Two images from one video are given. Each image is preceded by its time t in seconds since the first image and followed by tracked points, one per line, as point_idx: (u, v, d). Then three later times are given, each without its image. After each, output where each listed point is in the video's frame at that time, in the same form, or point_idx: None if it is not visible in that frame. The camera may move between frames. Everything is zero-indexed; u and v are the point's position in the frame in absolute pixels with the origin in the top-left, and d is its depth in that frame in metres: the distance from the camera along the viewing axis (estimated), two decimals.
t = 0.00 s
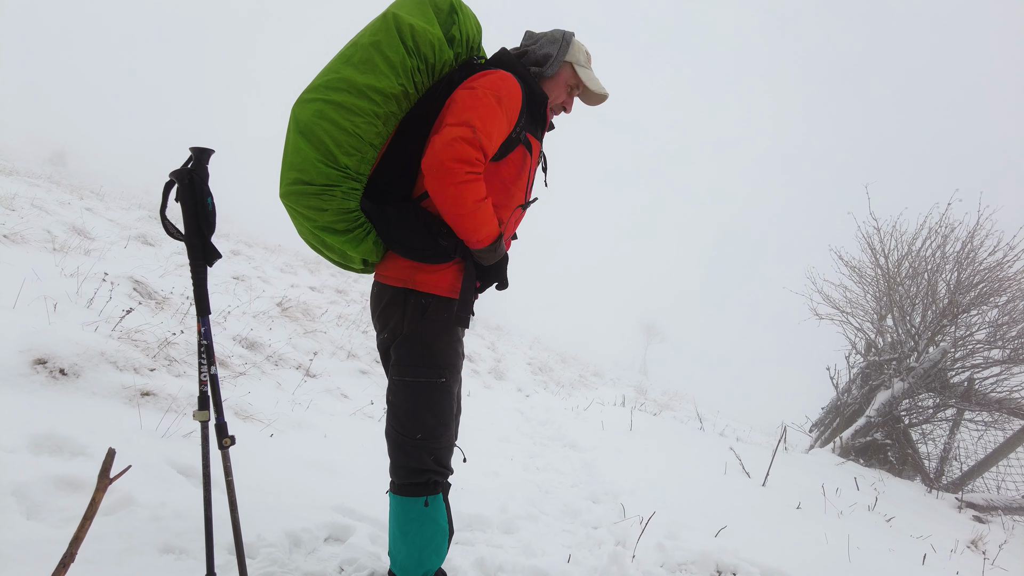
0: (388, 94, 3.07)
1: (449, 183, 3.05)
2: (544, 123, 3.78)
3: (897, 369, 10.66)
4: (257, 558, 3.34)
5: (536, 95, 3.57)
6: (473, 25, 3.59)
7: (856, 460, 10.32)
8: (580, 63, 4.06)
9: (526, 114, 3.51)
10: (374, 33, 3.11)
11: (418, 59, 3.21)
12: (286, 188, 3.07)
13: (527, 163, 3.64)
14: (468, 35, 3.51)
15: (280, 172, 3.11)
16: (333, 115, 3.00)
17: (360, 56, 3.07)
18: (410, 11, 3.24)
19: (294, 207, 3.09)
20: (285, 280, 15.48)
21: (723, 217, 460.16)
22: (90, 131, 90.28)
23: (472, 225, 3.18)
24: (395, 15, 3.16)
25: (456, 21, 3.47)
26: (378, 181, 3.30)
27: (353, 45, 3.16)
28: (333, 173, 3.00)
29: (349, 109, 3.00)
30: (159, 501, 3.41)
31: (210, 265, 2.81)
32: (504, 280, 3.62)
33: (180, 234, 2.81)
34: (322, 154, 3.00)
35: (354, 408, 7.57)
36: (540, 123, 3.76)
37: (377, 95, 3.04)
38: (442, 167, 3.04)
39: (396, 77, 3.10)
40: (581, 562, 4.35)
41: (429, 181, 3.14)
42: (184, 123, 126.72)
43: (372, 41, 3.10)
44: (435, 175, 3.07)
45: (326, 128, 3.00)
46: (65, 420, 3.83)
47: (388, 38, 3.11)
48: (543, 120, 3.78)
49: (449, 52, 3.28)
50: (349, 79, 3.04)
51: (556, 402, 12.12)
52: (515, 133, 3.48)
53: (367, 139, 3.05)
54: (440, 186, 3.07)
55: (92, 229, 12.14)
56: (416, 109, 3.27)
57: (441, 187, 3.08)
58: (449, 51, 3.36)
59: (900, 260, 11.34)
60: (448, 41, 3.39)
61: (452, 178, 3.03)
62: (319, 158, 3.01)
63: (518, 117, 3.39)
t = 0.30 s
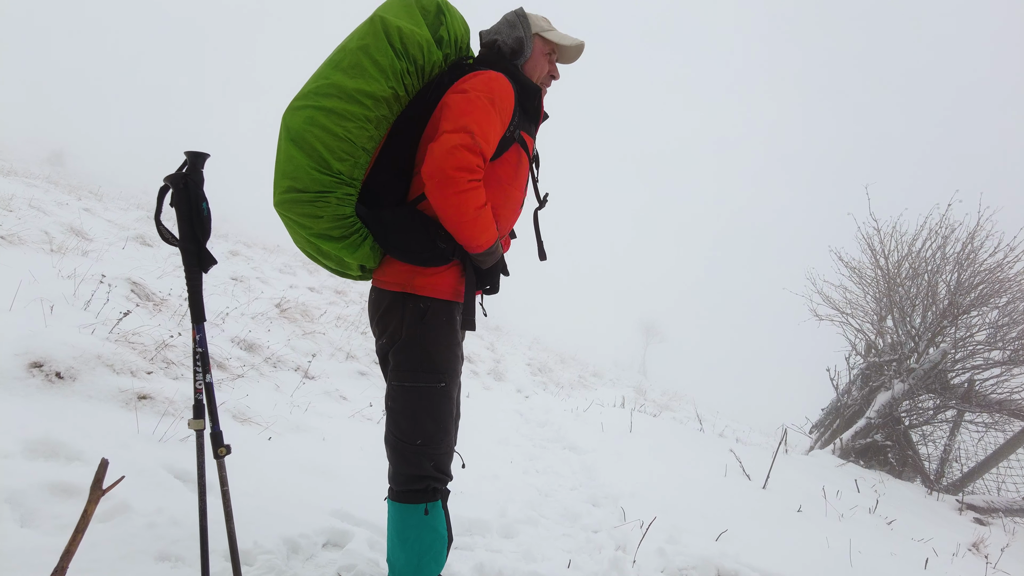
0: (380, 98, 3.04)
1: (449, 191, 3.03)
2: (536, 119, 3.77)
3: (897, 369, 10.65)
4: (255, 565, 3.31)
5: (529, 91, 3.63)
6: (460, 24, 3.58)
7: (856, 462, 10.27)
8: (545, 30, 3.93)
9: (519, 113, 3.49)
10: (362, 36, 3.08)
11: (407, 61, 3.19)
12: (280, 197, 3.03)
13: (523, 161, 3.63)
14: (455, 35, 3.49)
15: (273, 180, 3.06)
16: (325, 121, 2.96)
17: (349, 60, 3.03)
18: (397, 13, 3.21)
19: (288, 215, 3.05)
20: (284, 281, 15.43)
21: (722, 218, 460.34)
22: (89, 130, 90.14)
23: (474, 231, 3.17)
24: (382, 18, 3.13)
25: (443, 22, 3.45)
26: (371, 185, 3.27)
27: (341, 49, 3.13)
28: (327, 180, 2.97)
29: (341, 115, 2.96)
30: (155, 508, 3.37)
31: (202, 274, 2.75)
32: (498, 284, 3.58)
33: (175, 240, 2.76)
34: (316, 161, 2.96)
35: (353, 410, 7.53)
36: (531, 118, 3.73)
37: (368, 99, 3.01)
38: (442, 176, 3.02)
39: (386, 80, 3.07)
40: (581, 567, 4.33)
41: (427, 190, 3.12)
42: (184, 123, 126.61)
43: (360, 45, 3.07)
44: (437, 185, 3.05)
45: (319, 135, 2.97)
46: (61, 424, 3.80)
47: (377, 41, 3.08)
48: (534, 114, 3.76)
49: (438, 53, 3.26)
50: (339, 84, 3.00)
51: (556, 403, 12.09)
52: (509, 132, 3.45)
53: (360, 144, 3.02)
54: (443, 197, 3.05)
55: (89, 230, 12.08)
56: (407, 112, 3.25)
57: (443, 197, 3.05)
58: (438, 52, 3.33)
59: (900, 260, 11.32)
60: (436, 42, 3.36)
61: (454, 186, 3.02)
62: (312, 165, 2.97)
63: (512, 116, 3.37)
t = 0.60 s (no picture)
0: (365, 109, 3.02)
1: (440, 203, 3.01)
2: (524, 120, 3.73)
3: (897, 371, 10.59)
4: (253, 574, 3.28)
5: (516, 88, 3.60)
6: (443, 27, 3.53)
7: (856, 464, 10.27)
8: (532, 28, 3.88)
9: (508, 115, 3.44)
10: (344, 48, 3.07)
11: (392, 70, 3.16)
12: (274, 215, 3.05)
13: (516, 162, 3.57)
14: (439, 39, 3.45)
15: (266, 199, 3.09)
16: (312, 136, 2.97)
17: (333, 73, 3.03)
18: (378, 22, 3.20)
19: (283, 233, 3.08)
20: (283, 282, 15.39)
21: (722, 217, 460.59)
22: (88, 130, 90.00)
23: (467, 241, 3.14)
24: (363, 28, 3.13)
25: (426, 26, 3.41)
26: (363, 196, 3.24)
27: (325, 63, 3.12)
28: (317, 196, 2.98)
29: (328, 128, 2.97)
30: (152, 515, 3.34)
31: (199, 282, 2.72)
32: (497, 298, 3.48)
33: (171, 247, 2.75)
34: (305, 177, 2.97)
35: (352, 413, 7.49)
36: (520, 117, 3.69)
37: (353, 112, 2.99)
38: (433, 191, 3.01)
39: (370, 90, 3.06)
40: (583, 573, 4.30)
41: (418, 204, 3.10)
42: (183, 122, 126.42)
43: (343, 56, 3.06)
44: (429, 201, 3.02)
45: (307, 150, 2.97)
46: (57, 430, 3.77)
47: (359, 51, 3.06)
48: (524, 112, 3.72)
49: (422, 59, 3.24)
50: (324, 98, 3.01)
51: (556, 405, 12.06)
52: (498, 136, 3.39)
53: (348, 157, 3.02)
54: (436, 213, 3.03)
55: (88, 231, 12.03)
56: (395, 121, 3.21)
57: (436, 213, 3.04)
58: (422, 57, 3.29)
59: (900, 262, 11.30)
60: (420, 49, 3.33)
61: (443, 199, 3.00)
62: (301, 181, 2.98)
63: (501, 120, 3.32)
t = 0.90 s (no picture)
0: (348, 117, 3.02)
1: (417, 222, 2.99)
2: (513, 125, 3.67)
3: (897, 373, 10.52)
4: None
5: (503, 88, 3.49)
6: (431, 29, 3.47)
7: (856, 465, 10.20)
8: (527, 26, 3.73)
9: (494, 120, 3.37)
10: (328, 56, 3.07)
11: (375, 75, 3.14)
12: (264, 222, 3.11)
13: (505, 169, 3.49)
14: (426, 42, 3.40)
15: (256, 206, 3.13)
16: (297, 145, 2.98)
17: (318, 82, 3.03)
18: (362, 26, 3.16)
19: (272, 240, 3.12)
20: (282, 282, 15.33)
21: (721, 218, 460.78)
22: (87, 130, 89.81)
23: (448, 258, 3.10)
24: (347, 34, 3.10)
25: (412, 30, 3.37)
26: (352, 202, 3.25)
27: (311, 70, 3.14)
28: (303, 205, 3.01)
29: (313, 137, 2.97)
30: (148, 520, 3.30)
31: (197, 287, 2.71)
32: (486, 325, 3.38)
33: (168, 251, 2.71)
34: (291, 185, 2.99)
35: (351, 414, 7.46)
36: (512, 122, 3.62)
37: (337, 120, 3.00)
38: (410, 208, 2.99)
39: (354, 97, 3.05)
40: None
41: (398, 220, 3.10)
42: (182, 122, 126.23)
43: (327, 64, 3.05)
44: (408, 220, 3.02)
45: (293, 159, 2.99)
46: (54, 433, 3.73)
47: (342, 59, 3.04)
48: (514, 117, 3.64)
49: (407, 64, 3.20)
50: (309, 106, 3.00)
51: (556, 406, 12.03)
52: (487, 139, 3.34)
53: (332, 164, 3.04)
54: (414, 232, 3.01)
55: (86, 232, 11.98)
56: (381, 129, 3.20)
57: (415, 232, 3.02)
58: (407, 61, 3.25)
59: (901, 262, 11.28)
60: (405, 53, 3.29)
61: (418, 216, 2.97)
62: (288, 189, 3.01)
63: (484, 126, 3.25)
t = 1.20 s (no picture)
0: (328, 125, 3.05)
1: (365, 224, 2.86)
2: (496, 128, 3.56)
3: (898, 373, 10.50)
4: None
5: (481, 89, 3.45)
6: (418, 38, 3.47)
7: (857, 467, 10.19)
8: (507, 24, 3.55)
9: (465, 120, 3.26)
10: (315, 68, 3.14)
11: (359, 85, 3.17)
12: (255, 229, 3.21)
13: (479, 171, 3.40)
14: (411, 51, 3.41)
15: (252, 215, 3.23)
16: (284, 154, 3.03)
17: (304, 95, 3.10)
18: (348, 39, 3.22)
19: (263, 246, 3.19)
20: (282, 283, 15.29)
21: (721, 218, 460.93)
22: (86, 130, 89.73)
23: (402, 258, 2.88)
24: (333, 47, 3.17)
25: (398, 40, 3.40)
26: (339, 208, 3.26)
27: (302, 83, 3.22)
28: (286, 210, 3.04)
29: (296, 145, 3.01)
30: (144, 525, 3.27)
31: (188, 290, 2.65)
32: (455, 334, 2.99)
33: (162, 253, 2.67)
34: (277, 192, 3.04)
35: (350, 416, 7.42)
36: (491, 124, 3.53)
37: (318, 128, 3.04)
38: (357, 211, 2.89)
39: (336, 106, 3.07)
40: None
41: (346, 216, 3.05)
42: (181, 122, 126.16)
43: (314, 77, 3.12)
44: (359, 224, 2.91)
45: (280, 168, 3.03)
46: (49, 436, 3.69)
47: (328, 71, 3.11)
48: (494, 119, 3.55)
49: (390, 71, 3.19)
50: (297, 117, 3.07)
51: (556, 407, 12.00)
52: (460, 139, 3.25)
53: (314, 172, 3.04)
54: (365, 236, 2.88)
55: (85, 232, 11.94)
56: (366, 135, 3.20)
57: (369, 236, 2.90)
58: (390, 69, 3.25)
59: (902, 263, 11.25)
60: (387, 61, 3.29)
61: (348, 205, 2.88)
62: (272, 195, 3.06)
63: (447, 125, 3.16)
